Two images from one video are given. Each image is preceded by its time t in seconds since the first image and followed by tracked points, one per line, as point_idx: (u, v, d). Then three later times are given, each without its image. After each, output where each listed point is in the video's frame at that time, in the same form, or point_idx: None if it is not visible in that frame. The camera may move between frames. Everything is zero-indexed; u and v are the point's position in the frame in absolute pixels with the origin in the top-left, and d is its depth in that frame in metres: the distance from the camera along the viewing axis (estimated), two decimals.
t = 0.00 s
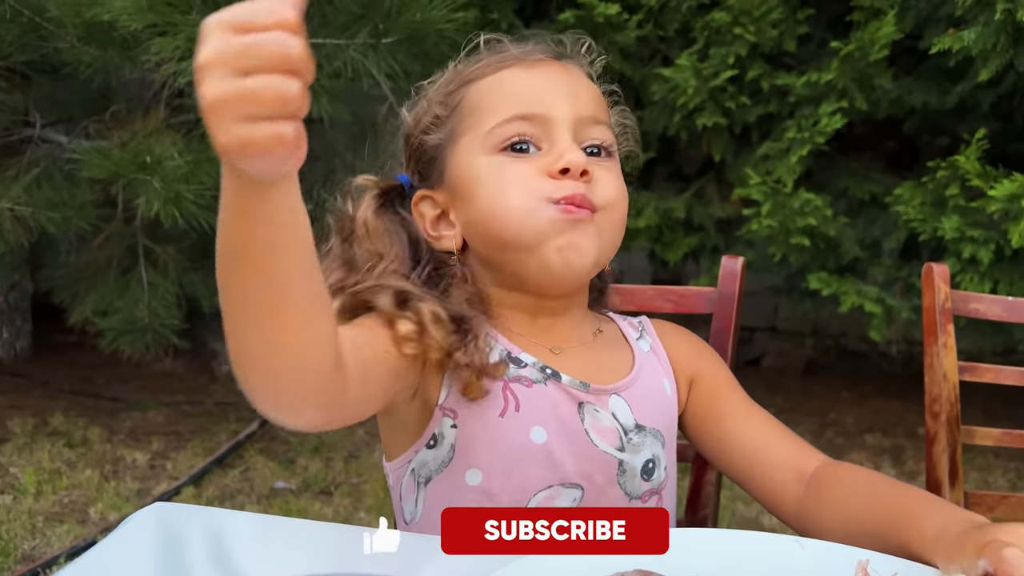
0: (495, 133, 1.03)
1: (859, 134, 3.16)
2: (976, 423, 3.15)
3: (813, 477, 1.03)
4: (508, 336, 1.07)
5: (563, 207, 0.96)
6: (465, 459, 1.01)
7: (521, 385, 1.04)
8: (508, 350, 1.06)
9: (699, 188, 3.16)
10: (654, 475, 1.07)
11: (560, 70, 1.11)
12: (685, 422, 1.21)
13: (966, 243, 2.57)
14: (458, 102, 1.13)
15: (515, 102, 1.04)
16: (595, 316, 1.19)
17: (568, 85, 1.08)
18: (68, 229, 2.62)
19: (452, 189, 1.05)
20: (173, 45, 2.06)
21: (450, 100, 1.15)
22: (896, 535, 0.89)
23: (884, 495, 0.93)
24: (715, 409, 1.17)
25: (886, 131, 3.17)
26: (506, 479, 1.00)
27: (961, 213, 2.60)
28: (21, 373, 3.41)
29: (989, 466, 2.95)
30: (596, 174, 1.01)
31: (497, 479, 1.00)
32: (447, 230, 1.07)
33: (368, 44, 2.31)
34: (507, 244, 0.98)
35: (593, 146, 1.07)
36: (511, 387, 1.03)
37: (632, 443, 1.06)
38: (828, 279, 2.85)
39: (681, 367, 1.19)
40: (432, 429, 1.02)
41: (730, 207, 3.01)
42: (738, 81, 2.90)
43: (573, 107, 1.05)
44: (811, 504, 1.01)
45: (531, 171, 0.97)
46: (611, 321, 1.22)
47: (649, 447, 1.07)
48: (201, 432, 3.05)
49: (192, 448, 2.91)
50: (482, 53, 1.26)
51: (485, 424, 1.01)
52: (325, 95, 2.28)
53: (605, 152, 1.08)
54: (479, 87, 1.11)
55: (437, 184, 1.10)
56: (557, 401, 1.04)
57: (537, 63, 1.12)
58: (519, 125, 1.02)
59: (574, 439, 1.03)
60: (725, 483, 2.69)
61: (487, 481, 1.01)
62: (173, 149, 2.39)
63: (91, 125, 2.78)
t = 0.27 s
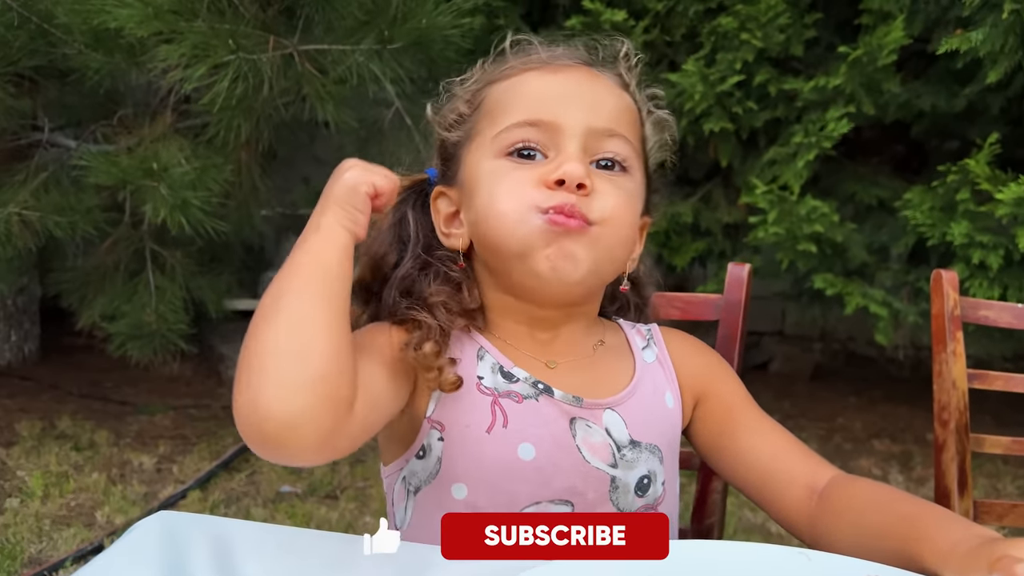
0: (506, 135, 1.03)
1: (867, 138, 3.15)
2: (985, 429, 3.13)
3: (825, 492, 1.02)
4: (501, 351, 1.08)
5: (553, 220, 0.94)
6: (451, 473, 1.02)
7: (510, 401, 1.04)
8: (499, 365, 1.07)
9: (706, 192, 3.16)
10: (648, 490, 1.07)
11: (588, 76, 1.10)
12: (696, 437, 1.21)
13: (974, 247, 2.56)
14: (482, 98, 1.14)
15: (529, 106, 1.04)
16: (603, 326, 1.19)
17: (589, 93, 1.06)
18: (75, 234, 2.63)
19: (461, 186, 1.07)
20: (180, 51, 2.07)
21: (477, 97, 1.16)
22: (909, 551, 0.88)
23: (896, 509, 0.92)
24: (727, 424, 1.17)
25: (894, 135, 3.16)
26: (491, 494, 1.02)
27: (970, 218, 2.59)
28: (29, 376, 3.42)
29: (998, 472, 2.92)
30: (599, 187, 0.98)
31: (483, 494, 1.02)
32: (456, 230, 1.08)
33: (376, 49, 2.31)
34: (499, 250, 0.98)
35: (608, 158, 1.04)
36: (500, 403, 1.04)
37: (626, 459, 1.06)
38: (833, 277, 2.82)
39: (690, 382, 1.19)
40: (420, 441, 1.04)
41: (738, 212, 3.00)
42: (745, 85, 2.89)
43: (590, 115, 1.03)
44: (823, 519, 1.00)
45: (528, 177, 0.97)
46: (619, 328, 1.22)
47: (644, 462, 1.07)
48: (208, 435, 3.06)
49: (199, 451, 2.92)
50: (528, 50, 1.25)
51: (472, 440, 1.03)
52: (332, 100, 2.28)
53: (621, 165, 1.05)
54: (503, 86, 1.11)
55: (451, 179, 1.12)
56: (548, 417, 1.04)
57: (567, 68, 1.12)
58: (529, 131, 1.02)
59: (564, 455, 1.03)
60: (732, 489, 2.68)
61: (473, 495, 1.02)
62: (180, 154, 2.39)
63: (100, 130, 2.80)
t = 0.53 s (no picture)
0: (542, 132, 1.04)
1: (876, 141, 3.15)
2: (995, 434, 3.11)
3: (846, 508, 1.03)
4: (522, 363, 1.08)
5: (571, 232, 0.95)
6: (471, 488, 1.03)
7: (532, 415, 1.04)
8: (520, 378, 1.06)
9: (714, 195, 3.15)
10: (673, 505, 1.07)
11: (639, 81, 1.09)
12: (718, 448, 1.20)
13: (984, 251, 2.55)
14: (527, 88, 1.14)
15: (570, 107, 1.04)
16: (627, 334, 1.18)
17: (636, 98, 1.05)
18: (84, 237, 2.64)
19: (491, 175, 1.07)
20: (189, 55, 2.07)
21: (521, 88, 1.15)
22: (922, 566, 0.89)
23: (916, 523, 0.93)
24: (750, 437, 1.16)
25: (902, 138, 3.15)
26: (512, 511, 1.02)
27: (980, 221, 2.57)
28: (38, 379, 3.43)
29: (1008, 477, 2.91)
30: (628, 200, 0.98)
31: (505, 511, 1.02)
32: (482, 222, 1.08)
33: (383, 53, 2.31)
34: (516, 253, 0.99)
35: (644, 169, 1.03)
36: (522, 417, 1.04)
37: (653, 474, 1.06)
38: (842, 281, 2.81)
39: (715, 392, 1.18)
40: (436, 455, 1.04)
41: (745, 215, 2.99)
42: (753, 88, 2.88)
43: (631, 123, 1.02)
44: (844, 535, 1.01)
45: (554, 183, 0.98)
46: (642, 333, 1.21)
47: (670, 477, 1.07)
48: (215, 439, 3.07)
49: (206, 454, 2.92)
50: (586, 42, 1.24)
51: (494, 456, 1.03)
52: (339, 104, 2.28)
53: (657, 178, 1.04)
54: (550, 80, 1.11)
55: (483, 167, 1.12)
56: (571, 431, 1.03)
57: (619, 68, 1.11)
58: (565, 131, 1.02)
59: (588, 470, 1.03)
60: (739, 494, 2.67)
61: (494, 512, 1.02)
62: (188, 158, 2.40)
63: (110, 134, 2.81)
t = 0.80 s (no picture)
0: (585, 143, 1.03)
1: (880, 143, 3.14)
2: (1000, 437, 3.10)
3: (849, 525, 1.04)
4: (539, 377, 1.08)
5: (600, 253, 0.94)
6: (480, 501, 1.03)
7: (546, 430, 1.05)
8: (535, 392, 1.07)
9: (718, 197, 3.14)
10: (686, 524, 1.08)
11: (692, 103, 1.06)
12: (728, 463, 1.21)
13: (988, 254, 2.54)
14: (578, 91, 1.12)
15: (618, 119, 1.03)
16: (641, 349, 1.18)
17: (686, 121, 1.03)
18: (88, 240, 2.65)
19: (528, 176, 1.07)
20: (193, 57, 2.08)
21: (572, 88, 1.14)
22: None
23: (915, 535, 0.95)
24: (761, 454, 1.17)
25: (907, 140, 3.14)
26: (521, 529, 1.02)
27: (985, 224, 2.56)
28: (43, 381, 3.44)
29: (1013, 481, 2.90)
30: (662, 228, 0.98)
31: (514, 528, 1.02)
32: (511, 216, 1.09)
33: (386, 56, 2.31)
34: (542, 264, 0.99)
35: (681, 197, 1.02)
36: (534, 432, 1.04)
37: (667, 493, 1.06)
38: (848, 289, 2.80)
39: (730, 409, 1.18)
40: (446, 466, 1.05)
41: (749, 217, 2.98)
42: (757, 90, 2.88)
43: (676, 147, 1.01)
44: (845, 552, 1.02)
45: (588, 199, 0.97)
46: (654, 346, 1.21)
47: (685, 497, 1.08)
48: (219, 441, 3.07)
49: (210, 457, 2.93)
50: (651, 48, 1.22)
51: (506, 471, 1.03)
52: (343, 107, 2.27)
53: (693, 207, 1.03)
54: (602, 88, 1.09)
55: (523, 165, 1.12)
56: (584, 448, 1.04)
57: (672, 86, 1.08)
58: (608, 146, 1.01)
59: (598, 488, 1.03)
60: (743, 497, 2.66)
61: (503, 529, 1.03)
62: (192, 160, 2.41)
63: (115, 136, 2.81)
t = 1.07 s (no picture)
0: (632, 177, 0.86)
1: (882, 144, 3.14)
2: (1003, 439, 3.09)
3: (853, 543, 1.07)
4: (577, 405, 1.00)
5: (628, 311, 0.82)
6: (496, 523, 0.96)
7: (577, 464, 0.99)
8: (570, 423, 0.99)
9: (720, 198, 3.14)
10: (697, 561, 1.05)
11: (756, 143, 0.90)
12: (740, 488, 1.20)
13: (991, 255, 2.53)
14: (630, 113, 0.96)
15: (673, 158, 0.86)
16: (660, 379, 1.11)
17: (750, 167, 0.87)
18: (90, 242, 2.65)
19: (567, 207, 0.92)
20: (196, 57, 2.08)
21: (625, 114, 0.97)
22: None
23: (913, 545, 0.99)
24: (771, 478, 1.16)
25: (909, 142, 3.14)
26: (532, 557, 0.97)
27: (987, 225, 2.56)
28: (46, 384, 3.44)
29: (1017, 482, 2.89)
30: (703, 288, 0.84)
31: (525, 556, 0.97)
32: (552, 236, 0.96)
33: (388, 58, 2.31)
34: (565, 312, 0.86)
35: (728, 249, 0.88)
36: (566, 465, 0.99)
37: (681, 529, 1.04)
38: (845, 281, 2.81)
39: (741, 434, 1.17)
40: (469, 475, 0.95)
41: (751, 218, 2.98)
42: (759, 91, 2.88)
43: (732, 196, 0.85)
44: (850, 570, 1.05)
45: (626, 249, 0.82)
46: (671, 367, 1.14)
47: (696, 532, 1.05)
48: (221, 442, 3.07)
49: (212, 458, 2.93)
50: (718, 74, 1.04)
51: (531, 499, 0.97)
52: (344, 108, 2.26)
53: (739, 259, 0.89)
54: (658, 115, 0.93)
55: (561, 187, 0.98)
56: (611, 485, 1.00)
57: (737, 120, 0.92)
58: (659, 182, 0.85)
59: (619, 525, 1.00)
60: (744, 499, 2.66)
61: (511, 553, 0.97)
62: (194, 162, 2.42)
63: (117, 139, 2.82)
